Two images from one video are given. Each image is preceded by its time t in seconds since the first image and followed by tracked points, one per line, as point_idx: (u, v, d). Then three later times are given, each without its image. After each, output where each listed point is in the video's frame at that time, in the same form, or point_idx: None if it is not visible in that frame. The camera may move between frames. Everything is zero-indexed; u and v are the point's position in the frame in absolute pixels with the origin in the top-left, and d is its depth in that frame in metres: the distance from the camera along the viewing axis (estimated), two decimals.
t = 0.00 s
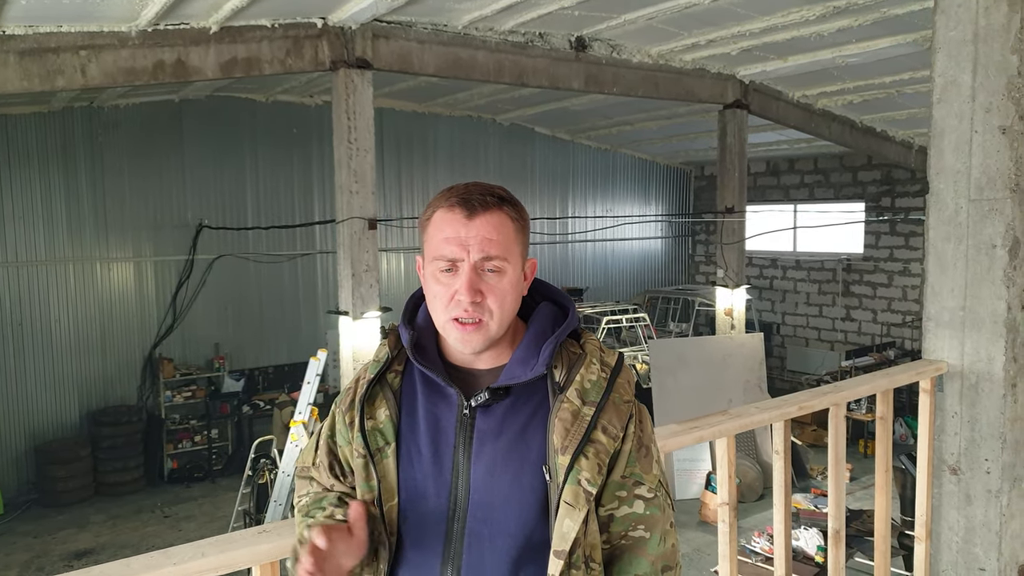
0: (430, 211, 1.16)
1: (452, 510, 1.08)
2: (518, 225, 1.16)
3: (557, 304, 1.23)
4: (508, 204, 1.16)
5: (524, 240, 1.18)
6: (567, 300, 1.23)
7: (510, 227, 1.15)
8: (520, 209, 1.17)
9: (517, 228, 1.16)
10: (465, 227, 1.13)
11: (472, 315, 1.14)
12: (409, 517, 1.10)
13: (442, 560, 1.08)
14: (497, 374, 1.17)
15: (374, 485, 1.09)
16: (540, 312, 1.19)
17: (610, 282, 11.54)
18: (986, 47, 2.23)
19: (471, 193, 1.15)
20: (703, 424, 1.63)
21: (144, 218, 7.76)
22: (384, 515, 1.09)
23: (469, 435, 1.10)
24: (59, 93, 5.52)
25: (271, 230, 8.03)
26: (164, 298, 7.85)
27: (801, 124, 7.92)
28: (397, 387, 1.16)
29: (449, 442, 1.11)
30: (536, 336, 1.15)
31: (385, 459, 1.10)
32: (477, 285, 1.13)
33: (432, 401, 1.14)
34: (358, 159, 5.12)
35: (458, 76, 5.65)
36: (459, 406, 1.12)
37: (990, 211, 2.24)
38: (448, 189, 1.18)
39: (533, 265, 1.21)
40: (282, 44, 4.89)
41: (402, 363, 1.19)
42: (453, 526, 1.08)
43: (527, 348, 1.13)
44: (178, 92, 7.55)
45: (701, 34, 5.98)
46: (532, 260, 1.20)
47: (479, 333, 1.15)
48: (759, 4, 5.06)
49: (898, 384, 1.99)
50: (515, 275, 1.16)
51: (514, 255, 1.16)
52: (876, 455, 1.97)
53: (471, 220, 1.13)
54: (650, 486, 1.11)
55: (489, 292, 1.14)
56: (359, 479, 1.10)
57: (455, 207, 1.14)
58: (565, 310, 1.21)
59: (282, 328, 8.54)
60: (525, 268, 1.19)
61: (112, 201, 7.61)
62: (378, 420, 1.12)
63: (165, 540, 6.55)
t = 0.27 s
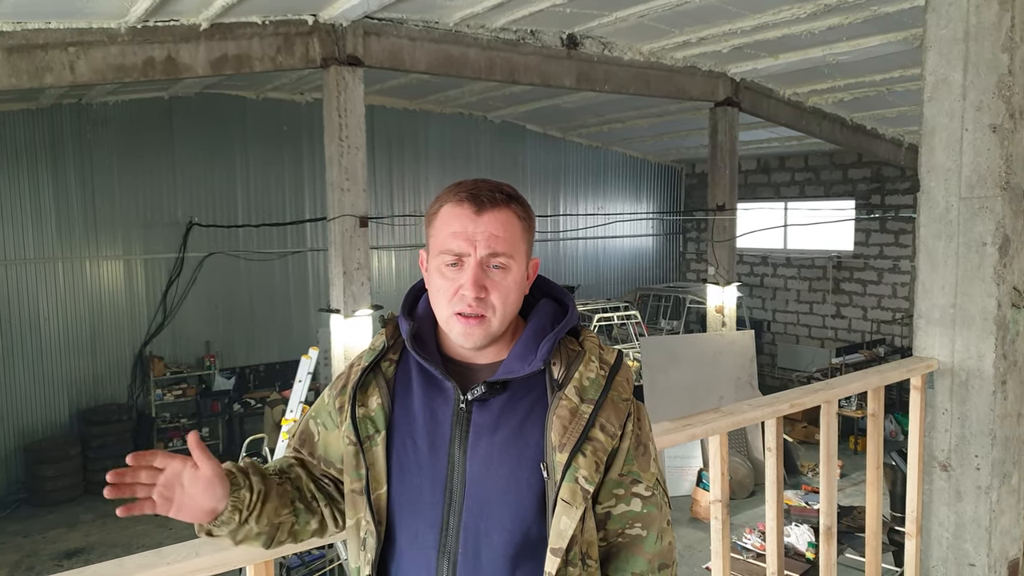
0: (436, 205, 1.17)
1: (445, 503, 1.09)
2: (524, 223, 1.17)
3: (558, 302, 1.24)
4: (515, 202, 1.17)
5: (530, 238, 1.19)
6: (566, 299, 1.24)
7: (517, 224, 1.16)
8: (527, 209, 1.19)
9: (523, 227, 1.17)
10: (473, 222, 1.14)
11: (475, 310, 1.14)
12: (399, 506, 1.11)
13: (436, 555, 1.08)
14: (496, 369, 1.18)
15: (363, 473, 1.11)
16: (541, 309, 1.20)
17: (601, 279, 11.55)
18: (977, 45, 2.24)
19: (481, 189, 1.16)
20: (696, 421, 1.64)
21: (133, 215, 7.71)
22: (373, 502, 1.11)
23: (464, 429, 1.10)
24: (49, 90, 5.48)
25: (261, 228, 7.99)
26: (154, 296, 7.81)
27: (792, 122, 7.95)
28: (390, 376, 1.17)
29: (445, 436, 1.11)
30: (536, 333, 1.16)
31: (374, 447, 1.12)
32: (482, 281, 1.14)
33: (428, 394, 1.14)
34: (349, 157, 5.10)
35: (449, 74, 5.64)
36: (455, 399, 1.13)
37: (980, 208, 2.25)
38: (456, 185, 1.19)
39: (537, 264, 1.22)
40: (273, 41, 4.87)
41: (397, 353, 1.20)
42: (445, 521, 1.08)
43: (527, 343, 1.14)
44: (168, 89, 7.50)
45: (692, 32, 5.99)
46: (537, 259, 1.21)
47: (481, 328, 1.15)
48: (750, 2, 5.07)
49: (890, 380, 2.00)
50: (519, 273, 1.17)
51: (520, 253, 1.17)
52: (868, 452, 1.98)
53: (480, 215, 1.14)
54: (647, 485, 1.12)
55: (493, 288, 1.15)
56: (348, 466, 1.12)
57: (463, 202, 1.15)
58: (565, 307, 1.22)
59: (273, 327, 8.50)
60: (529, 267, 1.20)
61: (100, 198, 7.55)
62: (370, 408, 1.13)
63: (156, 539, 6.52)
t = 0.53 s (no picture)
0: (437, 203, 1.17)
1: (445, 501, 1.09)
2: (525, 223, 1.18)
3: (559, 300, 1.24)
4: (516, 201, 1.18)
5: (530, 238, 1.20)
6: (568, 298, 1.24)
7: (518, 223, 1.17)
8: (528, 208, 1.19)
9: (524, 226, 1.18)
10: (474, 221, 1.15)
11: (475, 308, 1.15)
12: (398, 503, 1.11)
13: (435, 553, 1.09)
14: (495, 367, 1.18)
15: (362, 468, 1.10)
16: (542, 308, 1.20)
17: (595, 277, 11.56)
18: (971, 44, 2.25)
19: (481, 188, 1.16)
20: (692, 419, 1.64)
21: (125, 212, 7.68)
22: (370, 496, 1.11)
23: (464, 427, 1.10)
24: (39, 86, 5.44)
25: (254, 226, 7.96)
26: (147, 294, 7.79)
27: (785, 120, 7.97)
28: (391, 372, 1.17)
29: (444, 433, 1.12)
30: (537, 331, 1.16)
31: (373, 442, 1.11)
32: (482, 279, 1.15)
33: (429, 391, 1.14)
34: (343, 154, 5.09)
35: (443, 71, 5.63)
36: (455, 397, 1.13)
37: (974, 207, 2.27)
38: (458, 183, 1.19)
39: (537, 263, 1.22)
40: (266, 38, 4.85)
41: (397, 348, 1.20)
42: (445, 519, 1.09)
43: (527, 341, 1.14)
44: (160, 85, 7.46)
45: (686, 30, 6.00)
46: (537, 259, 1.22)
47: (481, 326, 1.15)
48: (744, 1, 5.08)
49: (883, 378, 2.02)
50: (520, 272, 1.17)
51: (520, 253, 1.17)
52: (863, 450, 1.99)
53: (480, 214, 1.15)
54: (646, 484, 1.12)
55: (493, 287, 1.15)
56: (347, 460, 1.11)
57: (464, 200, 1.15)
58: (567, 306, 1.22)
59: (266, 324, 8.47)
60: (530, 266, 1.21)
61: (93, 195, 7.52)
62: (370, 403, 1.13)
63: (149, 537, 6.51)
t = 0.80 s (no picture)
0: (426, 204, 1.19)
1: (444, 501, 1.10)
2: (514, 219, 1.18)
3: (553, 299, 1.24)
4: (504, 198, 1.18)
5: (520, 234, 1.20)
6: (562, 295, 1.25)
7: (506, 220, 1.17)
8: (516, 204, 1.20)
9: (514, 222, 1.18)
10: (461, 219, 1.16)
11: (466, 307, 1.15)
12: (397, 504, 1.12)
13: (435, 552, 1.10)
14: (489, 368, 1.19)
15: (360, 471, 1.11)
16: (536, 306, 1.20)
17: (589, 275, 11.58)
18: (967, 42, 2.26)
19: (468, 186, 1.17)
20: (689, 416, 1.65)
21: (119, 210, 7.66)
22: (369, 499, 1.12)
23: (460, 427, 1.11)
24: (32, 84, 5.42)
25: (249, 224, 7.94)
26: (141, 292, 7.77)
27: (779, 118, 8.00)
28: (386, 375, 1.18)
29: (441, 434, 1.12)
30: (530, 330, 1.16)
31: (371, 445, 1.13)
32: (472, 278, 1.15)
33: (424, 393, 1.15)
34: (338, 152, 5.09)
35: (438, 69, 5.63)
36: (451, 397, 1.13)
37: (969, 204, 2.28)
38: (446, 183, 1.20)
39: (528, 261, 1.23)
40: (261, 36, 4.84)
41: (393, 352, 1.21)
42: (444, 519, 1.10)
43: (522, 340, 1.15)
44: (154, 83, 7.44)
45: (681, 28, 6.01)
46: (528, 256, 1.22)
47: (473, 326, 1.16)
48: None
49: (879, 375, 2.03)
50: (510, 270, 1.18)
51: (510, 250, 1.18)
52: (858, 446, 2.01)
53: (468, 212, 1.15)
54: (644, 479, 1.13)
55: (483, 285, 1.16)
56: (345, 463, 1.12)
57: (451, 199, 1.16)
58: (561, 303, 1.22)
59: (260, 323, 8.45)
60: (521, 263, 1.21)
61: (87, 193, 7.50)
62: (366, 407, 1.14)
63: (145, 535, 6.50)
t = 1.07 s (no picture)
0: (417, 202, 1.20)
1: (439, 501, 1.11)
2: (504, 214, 1.18)
3: (550, 298, 1.24)
4: (494, 194, 1.19)
5: (512, 230, 1.20)
6: (559, 294, 1.25)
7: (497, 215, 1.17)
8: (507, 200, 1.20)
9: (505, 218, 1.18)
10: (451, 215, 1.16)
11: (458, 304, 1.16)
12: (394, 506, 1.14)
13: (429, 552, 1.10)
14: (484, 367, 1.19)
15: (359, 472, 1.14)
16: (531, 305, 1.20)
17: (585, 273, 11.58)
18: (963, 41, 2.27)
19: (458, 182, 1.18)
20: (687, 415, 1.65)
21: (114, 208, 7.64)
22: (369, 500, 1.14)
23: (455, 428, 1.11)
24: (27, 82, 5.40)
25: (245, 222, 7.92)
26: (136, 290, 7.74)
27: (775, 116, 8.01)
28: (386, 377, 1.20)
29: (436, 434, 1.13)
30: (524, 328, 1.17)
31: (370, 448, 1.15)
32: (463, 273, 1.15)
33: (420, 393, 1.16)
34: (335, 150, 5.08)
35: (435, 67, 5.63)
36: (446, 397, 1.14)
37: (966, 203, 2.29)
38: (438, 181, 1.21)
39: (522, 257, 1.23)
40: (258, 33, 4.82)
41: (392, 354, 1.23)
42: (439, 519, 1.10)
43: (515, 340, 1.15)
44: (150, 81, 7.41)
45: (677, 26, 6.01)
46: (521, 252, 1.22)
47: (467, 321, 1.16)
48: None
49: (876, 373, 2.04)
50: (502, 265, 1.18)
51: (502, 244, 1.18)
52: (856, 445, 2.01)
53: (457, 207, 1.16)
54: (640, 483, 1.13)
55: (475, 281, 1.16)
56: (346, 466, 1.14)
57: (441, 195, 1.17)
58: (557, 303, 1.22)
59: (257, 321, 8.44)
60: (514, 259, 1.21)
61: (83, 191, 7.48)
62: (366, 409, 1.16)
63: (141, 534, 6.49)
